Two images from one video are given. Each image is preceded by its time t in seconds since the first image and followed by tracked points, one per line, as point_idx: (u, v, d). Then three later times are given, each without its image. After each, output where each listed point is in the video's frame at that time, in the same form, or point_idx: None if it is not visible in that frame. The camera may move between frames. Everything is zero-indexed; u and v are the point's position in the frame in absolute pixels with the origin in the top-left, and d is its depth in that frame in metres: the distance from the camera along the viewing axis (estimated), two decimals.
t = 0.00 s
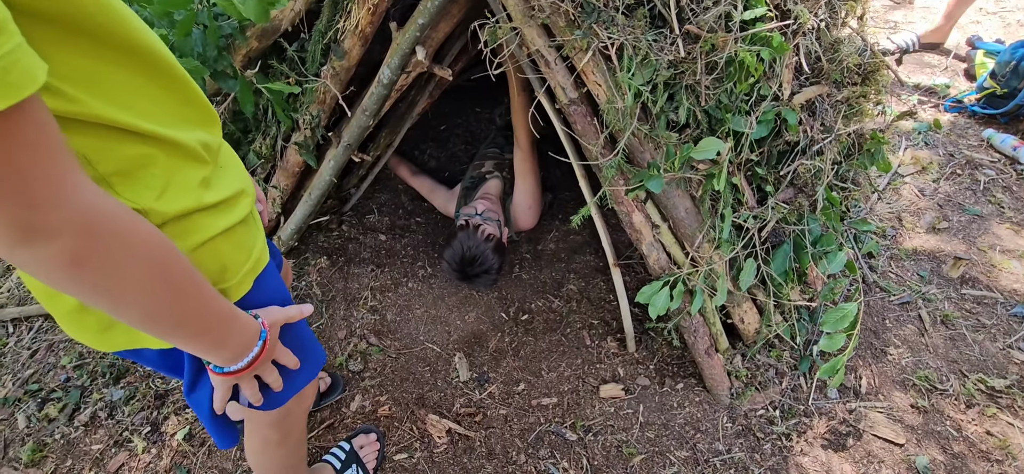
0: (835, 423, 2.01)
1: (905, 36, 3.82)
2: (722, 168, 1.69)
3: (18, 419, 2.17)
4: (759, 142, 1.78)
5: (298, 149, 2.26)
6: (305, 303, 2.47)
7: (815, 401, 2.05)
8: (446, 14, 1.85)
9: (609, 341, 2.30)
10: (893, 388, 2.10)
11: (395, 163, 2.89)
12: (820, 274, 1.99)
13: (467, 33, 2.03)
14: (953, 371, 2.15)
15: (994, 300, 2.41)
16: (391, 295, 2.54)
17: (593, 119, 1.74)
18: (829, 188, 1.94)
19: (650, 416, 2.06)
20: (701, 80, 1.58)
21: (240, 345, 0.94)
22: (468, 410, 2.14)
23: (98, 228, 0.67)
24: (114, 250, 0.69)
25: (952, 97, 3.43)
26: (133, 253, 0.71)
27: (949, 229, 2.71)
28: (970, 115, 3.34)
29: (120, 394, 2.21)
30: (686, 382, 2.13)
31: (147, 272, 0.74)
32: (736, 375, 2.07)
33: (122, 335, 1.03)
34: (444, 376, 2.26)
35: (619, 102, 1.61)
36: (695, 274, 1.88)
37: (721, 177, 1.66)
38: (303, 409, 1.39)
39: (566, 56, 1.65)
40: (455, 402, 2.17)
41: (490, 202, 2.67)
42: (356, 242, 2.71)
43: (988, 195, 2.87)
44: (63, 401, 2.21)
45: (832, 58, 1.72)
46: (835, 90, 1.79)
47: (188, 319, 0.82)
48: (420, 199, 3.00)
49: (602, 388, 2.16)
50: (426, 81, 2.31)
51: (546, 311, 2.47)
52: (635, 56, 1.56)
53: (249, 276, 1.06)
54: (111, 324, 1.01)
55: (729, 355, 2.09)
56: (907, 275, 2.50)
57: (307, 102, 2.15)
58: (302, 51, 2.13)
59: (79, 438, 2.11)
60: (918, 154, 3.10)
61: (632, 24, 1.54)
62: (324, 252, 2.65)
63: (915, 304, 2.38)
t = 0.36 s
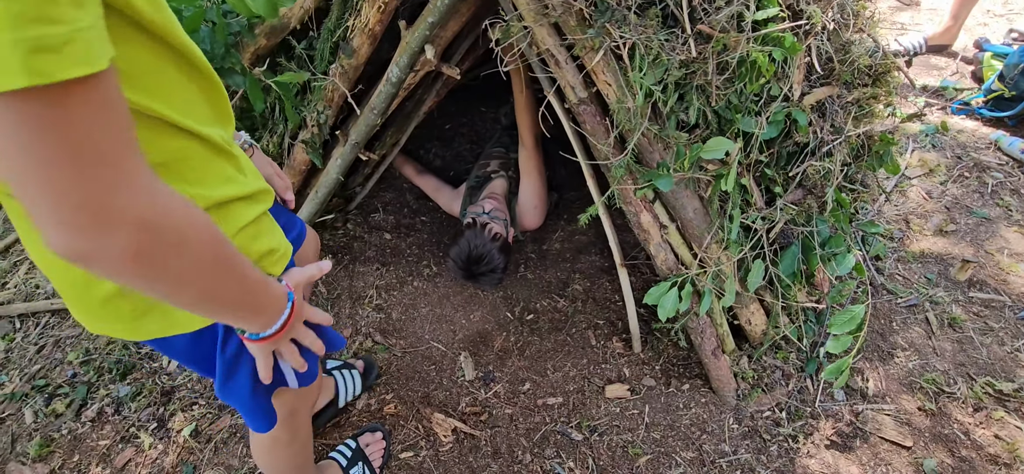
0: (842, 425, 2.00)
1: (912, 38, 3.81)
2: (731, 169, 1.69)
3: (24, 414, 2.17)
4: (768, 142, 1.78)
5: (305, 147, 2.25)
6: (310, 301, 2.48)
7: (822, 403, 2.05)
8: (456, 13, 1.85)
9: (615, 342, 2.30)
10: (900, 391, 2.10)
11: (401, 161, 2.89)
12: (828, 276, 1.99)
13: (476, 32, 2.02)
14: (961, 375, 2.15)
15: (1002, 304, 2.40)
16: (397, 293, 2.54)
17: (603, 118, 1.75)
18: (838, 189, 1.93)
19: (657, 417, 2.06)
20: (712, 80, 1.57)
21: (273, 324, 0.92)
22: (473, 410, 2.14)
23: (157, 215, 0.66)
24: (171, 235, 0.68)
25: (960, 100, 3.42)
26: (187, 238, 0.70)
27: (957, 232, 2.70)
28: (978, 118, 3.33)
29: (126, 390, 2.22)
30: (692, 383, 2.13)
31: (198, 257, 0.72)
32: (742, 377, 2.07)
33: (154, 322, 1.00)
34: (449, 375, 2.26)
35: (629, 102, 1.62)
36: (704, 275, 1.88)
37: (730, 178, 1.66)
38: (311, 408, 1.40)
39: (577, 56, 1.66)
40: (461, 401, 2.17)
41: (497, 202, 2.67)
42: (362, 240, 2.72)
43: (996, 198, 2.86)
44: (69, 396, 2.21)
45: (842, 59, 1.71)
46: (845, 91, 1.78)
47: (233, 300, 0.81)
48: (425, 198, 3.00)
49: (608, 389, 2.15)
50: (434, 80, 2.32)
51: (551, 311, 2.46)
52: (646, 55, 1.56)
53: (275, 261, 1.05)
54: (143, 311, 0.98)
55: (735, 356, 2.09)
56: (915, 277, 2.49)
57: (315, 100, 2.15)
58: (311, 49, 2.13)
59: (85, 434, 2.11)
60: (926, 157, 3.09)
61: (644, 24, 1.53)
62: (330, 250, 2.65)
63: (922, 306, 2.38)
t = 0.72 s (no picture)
0: (846, 430, 2.00)
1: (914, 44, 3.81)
2: (735, 174, 1.70)
3: (29, 416, 2.18)
4: (771, 148, 1.78)
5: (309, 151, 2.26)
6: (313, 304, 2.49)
7: (825, 408, 2.05)
8: (461, 18, 1.86)
9: (617, 346, 2.30)
10: (903, 396, 2.10)
11: (405, 165, 2.91)
12: (831, 281, 1.98)
13: (482, 35, 2.03)
14: (964, 380, 2.15)
15: (1005, 309, 2.40)
16: (400, 297, 2.55)
17: (607, 124, 1.76)
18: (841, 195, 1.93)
19: (660, 421, 2.06)
20: (716, 86, 1.58)
21: (380, 152, 1.20)
22: (477, 413, 2.15)
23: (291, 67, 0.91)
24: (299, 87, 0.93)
25: (962, 106, 3.42)
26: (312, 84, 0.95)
27: (960, 237, 2.70)
28: (980, 124, 3.33)
29: (130, 392, 2.22)
30: (695, 388, 2.13)
31: (308, 102, 0.97)
32: (745, 381, 2.07)
33: (202, 269, 1.10)
34: (453, 379, 2.26)
35: (634, 107, 1.63)
36: (707, 279, 1.89)
37: (734, 183, 1.67)
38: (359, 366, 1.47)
39: (582, 62, 1.68)
40: (464, 404, 2.18)
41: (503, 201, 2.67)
42: (366, 244, 2.73)
43: (999, 204, 2.87)
44: (74, 398, 2.22)
45: (846, 65, 1.72)
46: (848, 97, 1.79)
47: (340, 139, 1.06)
48: (429, 202, 3.01)
49: (611, 393, 2.16)
50: (438, 84, 2.33)
51: (554, 315, 2.47)
52: (651, 61, 1.57)
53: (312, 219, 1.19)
54: (195, 258, 1.09)
55: (739, 360, 2.09)
56: (917, 282, 2.50)
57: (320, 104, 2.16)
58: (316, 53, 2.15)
59: (90, 436, 2.11)
60: (928, 162, 3.10)
61: (649, 30, 1.54)
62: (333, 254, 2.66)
63: (925, 312, 2.38)
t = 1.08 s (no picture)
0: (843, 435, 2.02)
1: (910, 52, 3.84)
2: (731, 182, 1.71)
3: (31, 422, 2.19)
4: (767, 156, 1.80)
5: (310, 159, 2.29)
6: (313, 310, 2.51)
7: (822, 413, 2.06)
8: (461, 28, 1.89)
9: (616, 351, 2.32)
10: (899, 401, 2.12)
11: (405, 172, 2.94)
12: (827, 287, 1.99)
13: (480, 45, 2.06)
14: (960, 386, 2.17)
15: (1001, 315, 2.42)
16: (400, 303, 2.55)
17: (604, 132, 1.80)
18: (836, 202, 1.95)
19: (658, 427, 2.08)
20: (712, 95, 1.61)
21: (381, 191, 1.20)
22: (476, 419, 2.16)
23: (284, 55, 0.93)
24: (289, 78, 0.94)
25: (958, 113, 3.45)
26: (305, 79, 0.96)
27: (955, 243, 2.73)
28: (975, 131, 3.36)
29: (131, 398, 2.24)
30: (693, 393, 2.15)
31: (306, 111, 0.99)
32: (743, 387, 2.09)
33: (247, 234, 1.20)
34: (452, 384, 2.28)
35: (630, 117, 1.67)
36: (704, 285, 1.91)
37: (731, 190, 1.69)
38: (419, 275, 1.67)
39: (579, 72, 1.72)
40: (463, 410, 2.19)
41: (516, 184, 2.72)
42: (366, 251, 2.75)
43: (994, 210, 2.89)
44: (76, 404, 2.23)
45: (840, 74, 1.74)
46: (843, 105, 1.81)
47: (336, 146, 1.05)
48: (429, 208, 3.04)
49: (609, 398, 2.17)
50: (438, 93, 2.36)
51: (553, 321, 2.48)
52: (647, 71, 1.59)
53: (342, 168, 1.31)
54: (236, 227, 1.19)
55: (736, 365, 2.04)
56: (914, 288, 2.52)
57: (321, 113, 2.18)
58: (318, 63, 2.18)
59: (91, 442, 2.13)
60: (924, 169, 3.12)
61: (645, 41, 1.57)
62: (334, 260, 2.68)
63: (921, 318, 2.40)
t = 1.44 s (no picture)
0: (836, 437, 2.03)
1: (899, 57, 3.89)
2: (721, 187, 1.73)
3: (26, 431, 2.19)
4: (757, 161, 1.82)
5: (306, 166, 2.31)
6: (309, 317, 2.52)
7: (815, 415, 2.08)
8: (454, 37, 1.91)
9: (611, 356, 2.33)
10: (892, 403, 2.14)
11: (401, 178, 2.95)
12: (818, 291, 2.01)
13: (474, 53, 2.08)
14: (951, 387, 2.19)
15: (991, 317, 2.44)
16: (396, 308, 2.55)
17: (597, 139, 1.82)
18: (826, 206, 1.97)
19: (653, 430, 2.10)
20: (701, 101, 1.63)
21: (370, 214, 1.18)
22: (472, 424, 2.17)
23: (295, 59, 0.94)
24: (296, 88, 0.95)
25: (947, 117, 3.49)
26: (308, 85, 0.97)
27: (945, 246, 2.76)
28: (964, 135, 3.40)
29: (127, 406, 2.24)
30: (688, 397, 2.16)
31: (309, 118, 0.99)
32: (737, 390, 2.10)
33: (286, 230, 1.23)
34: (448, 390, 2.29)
35: (622, 123, 1.69)
36: (696, 289, 1.93)
37: (720, 195, 1.71)
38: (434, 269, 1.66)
39: (572, 79, 1.74)
40: (459, 415, 2.20)
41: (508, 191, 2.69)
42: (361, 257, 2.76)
43: (983, 213, 2.93)
44: (71, 413, 2.23)
45: (828, 81, 1.77)
46: (831, 111, 1.83)
47: (343, 151, 1.06)
48: (424, 214, 3.05)
49: (604, 402, 2.19)
50: (432, 100, 2.38)
51: (548, 326, 2.49)
52: (637, 78, 1.62)
53: (361, 162, 1.29)
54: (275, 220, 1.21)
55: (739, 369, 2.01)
56: (905, 291, 2.54)
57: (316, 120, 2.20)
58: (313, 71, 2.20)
59: (86, 450, 2.13)
60: (914, 173, 3.15)
61: (635, 49, 1.60)
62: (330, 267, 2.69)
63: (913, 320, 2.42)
